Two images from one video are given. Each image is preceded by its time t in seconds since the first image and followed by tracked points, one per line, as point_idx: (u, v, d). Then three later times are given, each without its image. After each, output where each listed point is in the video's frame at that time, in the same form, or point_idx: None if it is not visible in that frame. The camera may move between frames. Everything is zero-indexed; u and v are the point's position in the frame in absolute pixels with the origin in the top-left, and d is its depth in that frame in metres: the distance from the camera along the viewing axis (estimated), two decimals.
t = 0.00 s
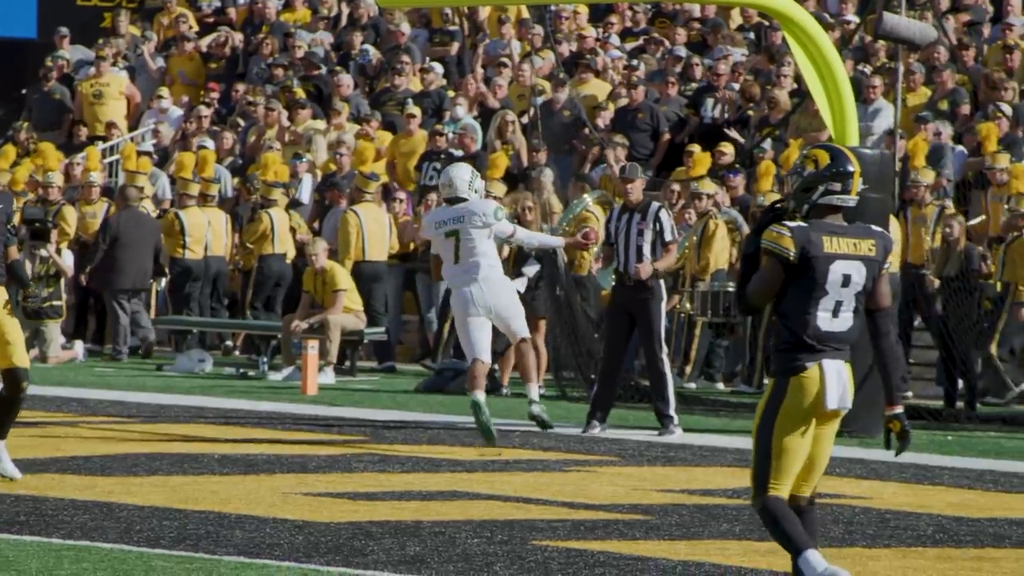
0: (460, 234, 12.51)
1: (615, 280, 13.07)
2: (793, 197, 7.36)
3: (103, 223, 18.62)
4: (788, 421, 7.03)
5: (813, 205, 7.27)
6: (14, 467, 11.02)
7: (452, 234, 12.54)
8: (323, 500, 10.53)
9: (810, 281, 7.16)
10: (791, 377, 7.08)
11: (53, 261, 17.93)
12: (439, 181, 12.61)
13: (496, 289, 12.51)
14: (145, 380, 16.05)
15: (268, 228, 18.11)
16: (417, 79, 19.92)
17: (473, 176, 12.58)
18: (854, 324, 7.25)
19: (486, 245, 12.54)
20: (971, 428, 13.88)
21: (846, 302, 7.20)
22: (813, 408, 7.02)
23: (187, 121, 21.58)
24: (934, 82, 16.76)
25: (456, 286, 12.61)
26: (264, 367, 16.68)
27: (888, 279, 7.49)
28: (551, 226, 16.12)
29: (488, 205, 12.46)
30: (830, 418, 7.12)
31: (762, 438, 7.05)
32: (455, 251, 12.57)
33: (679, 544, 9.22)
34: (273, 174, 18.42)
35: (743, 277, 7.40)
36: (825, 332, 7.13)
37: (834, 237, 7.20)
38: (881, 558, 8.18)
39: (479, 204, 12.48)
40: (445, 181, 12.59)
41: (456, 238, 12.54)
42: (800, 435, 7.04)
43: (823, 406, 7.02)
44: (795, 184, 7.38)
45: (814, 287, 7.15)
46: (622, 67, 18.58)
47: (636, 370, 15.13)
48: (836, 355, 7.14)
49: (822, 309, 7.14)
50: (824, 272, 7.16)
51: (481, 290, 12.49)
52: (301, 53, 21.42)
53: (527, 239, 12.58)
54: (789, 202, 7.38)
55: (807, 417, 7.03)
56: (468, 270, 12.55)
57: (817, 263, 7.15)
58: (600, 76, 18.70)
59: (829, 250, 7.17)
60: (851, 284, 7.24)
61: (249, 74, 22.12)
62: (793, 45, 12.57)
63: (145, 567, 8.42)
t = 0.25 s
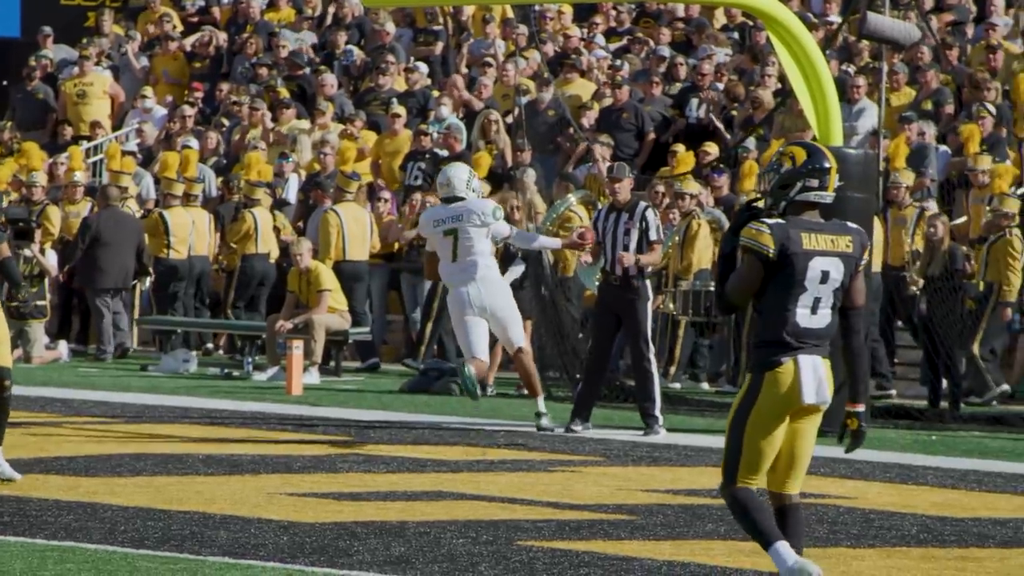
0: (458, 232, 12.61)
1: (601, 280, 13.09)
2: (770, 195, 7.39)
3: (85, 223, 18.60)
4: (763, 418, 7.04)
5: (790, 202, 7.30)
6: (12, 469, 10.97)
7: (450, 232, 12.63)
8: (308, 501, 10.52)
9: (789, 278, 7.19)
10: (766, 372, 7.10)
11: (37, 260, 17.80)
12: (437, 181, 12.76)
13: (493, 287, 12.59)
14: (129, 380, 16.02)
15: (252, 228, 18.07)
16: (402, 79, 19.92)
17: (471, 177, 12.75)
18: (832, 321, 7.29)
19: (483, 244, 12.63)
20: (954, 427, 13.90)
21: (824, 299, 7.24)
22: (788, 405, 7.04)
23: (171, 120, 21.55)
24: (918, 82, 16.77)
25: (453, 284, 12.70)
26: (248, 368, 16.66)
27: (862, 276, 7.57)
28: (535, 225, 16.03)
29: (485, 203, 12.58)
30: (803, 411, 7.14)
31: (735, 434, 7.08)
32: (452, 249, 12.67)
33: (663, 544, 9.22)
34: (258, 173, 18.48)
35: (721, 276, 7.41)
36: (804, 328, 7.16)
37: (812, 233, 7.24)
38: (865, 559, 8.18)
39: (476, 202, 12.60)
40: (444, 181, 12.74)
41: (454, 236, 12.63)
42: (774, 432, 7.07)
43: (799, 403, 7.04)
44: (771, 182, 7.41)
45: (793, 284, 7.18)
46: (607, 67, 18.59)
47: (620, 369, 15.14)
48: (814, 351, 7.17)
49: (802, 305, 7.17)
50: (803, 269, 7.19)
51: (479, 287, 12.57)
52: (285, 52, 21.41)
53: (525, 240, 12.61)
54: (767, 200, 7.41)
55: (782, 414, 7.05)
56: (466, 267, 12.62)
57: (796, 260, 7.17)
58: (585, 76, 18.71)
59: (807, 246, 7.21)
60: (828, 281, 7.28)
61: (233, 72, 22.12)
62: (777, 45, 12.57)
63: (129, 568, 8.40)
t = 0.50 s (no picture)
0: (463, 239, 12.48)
1: (591, 284, 13.09)
2: (751, 196, 7.44)
3: (70, 226, 18.52)
4: (739, 419, 7.13)
5: (772, 202, 7.36)
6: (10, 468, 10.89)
7: (455, 239, 12.49)
8: (297, 504, 10.51)
9: (772, 278, 7.25)
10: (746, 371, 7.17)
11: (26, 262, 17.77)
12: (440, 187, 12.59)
13: (497, 294, 12.50)
14: (118, 384, 16.00)
15: (240, 231, 18.08)
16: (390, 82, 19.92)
17: (474, 184, 12.62)
18: (815, 321, 7.35)
19: (487, 251, 12.52)
20: (943, 431, 13.91)
21: (807, 299, 7.29)
22: (765, 404, 7.11)
23: (160, 124, 21.54)
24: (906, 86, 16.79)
25: (456, 290, 12.55)
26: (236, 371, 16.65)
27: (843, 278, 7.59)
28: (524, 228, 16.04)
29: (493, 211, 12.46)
30: (785, 411, 7.18)
31: (713, 437, 7.18)
32: (457, 256, 12.52)
33: (653, 547, 9.22)
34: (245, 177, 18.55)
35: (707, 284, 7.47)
36: (787, 328, 7.22)
37: (794, 234, 7.31)
38: (854, 562, 8.18)
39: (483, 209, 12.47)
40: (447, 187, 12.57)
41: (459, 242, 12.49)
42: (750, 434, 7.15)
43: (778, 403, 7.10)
44: (752, 183, 7.45)
45: (776, 284, 7.24)
46: (595, 70, 18.58)
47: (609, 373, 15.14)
48: (797, 351, 7.23)
49: (784, 305, 7.22)
50: (785, 269, 7.26)
51: (484, 295, 12.48)
52: (273, 55, 21.41)
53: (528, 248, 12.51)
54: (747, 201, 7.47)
55: (760, 414, 7.12)
56: (471, 274, 12.50)
57: (779, 259, 7.25)
58: (574, 79, 18.71)
59: (790, 246, 7.28)
60: (811, 281, 7.34)
61: (221, 76, 22.09)
62: (765, 48, 12.58)
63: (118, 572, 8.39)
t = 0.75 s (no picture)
0: (472, 250, 12.43)
1: (585, 287, 13.10)
2: (737, 199, 7.51)
3: (59, 231, 18.44)
4: (720, 421, 7.19)
5: (757, 205, 7.42)
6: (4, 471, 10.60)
7: (463, 250, 12.45)
8: (290, 508, 10.51)
9: (758, 279, 7.29)
10: (729, 373, 7.23)
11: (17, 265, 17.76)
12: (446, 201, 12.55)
13: (504, 305, 12.45)
14: (110, 388, 15.99)
15: (231, 234, 18.07)
16: (383, 86, 19.92)
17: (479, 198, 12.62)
18: (801, 323, 7.38)
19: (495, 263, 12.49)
20: (935, 435, 13.91)
21: (792, 301, 7.33)
22: (746, 405, 7.15)
23: (152, 128, 21.54)
24: (898, 90, 16.82)
25: (463, 301, 12.48)
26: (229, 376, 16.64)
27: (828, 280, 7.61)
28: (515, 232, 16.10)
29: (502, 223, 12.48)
30: (771, 412, 7.21)
31: (696, 439, 7.26)
32: (465, 267, 12.47)
33: (645, 551, 9.22)
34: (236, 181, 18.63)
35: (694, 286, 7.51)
36: (773, 330, 7.27)
37: (780, 236, 7.35)
38: (846, 566, 8.19)
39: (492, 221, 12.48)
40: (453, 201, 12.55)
41: (468, 254, 12.45)
42: (733, 436, 7.19)
43: (759, 402, 7.14)
44: (737, 186, 7.53)
45: (761, 286, 7.28)
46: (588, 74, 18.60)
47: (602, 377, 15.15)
48: (782, 352, 7.27)
49: (769, 307, 7.27)
50: (771, 271, 7.30)
51: (493, 305, 12.41)
52: (266, 59, 21.41)
53: (531, 256, 12.61)
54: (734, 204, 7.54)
55: (742, 414, 7.17)
56: (479, 284, 12.44)
57: (765, 261, 7.28)
58: (568, 83, 18.71)
59: (775, 248, 7.31)
60: (797, 283, 7.37)
61: (214, 80, 22.10)
62: (757, 52, 12.60)
63: None
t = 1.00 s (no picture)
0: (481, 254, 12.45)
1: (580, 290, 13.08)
2: (726, 201, 7.54)
3: (51, 234, 18.50)
4: (706, 423, 7.21)
5: (746, 207, 7.45)
6: None
7: (472, 254, 12.46)
8: (284, 511, 10.50)
9: (745, 281, 7.29)
10: (716, 374, 7.24)
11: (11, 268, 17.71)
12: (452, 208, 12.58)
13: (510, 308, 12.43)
14: (104, 391, 15.98)
15: (224, 236, 18.01)
16: (378, 88, 19.91)
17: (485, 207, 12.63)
18: (788, 324, 7.38)
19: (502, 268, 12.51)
20: (930, 438, 13.92)
21: (780, 303, 7.33)
22: (732, 405, 7.16)
23: (147, 131, 21.54)
24: (892, 93, 16.82)
25: (468, 304, 12.46)
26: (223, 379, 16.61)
27: (816, 283, 7.62)
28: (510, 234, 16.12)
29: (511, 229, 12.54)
30: (758, 413, 7.19)
31: (686, 441, 7.28)
32: (472, 270, 12.46)
33: (640, 554, 9.22)
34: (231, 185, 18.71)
35: (683, 291, 7.52)
36: (759, 332, 7.27)
37: (768, 238, 7.36)
38: (840, 569, 8.18)
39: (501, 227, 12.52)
40: (460, 208, 12.57)
41: (477, 257, 12.46)
42: (721, 437, 7.20)
43: (744, 402, 7.13)
44: (726, 189, 7.56)
45: (749, 288, 7.28)
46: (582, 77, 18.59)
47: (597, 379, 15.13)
48: (768, 354, 7.27)
49: (757, 309, 7.27)
50: (758, 272, 7.30)
51: (500, 308, 12.39)
52: (260, 62, 21.41)
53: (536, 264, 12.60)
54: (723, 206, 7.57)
55: (728, 415, 7.17)
56: (485, 287, 12.42)
57: (752, 263, 7.29)
58: (562, 86, 18.69)
59: (763, 250, 7.32)
60: (784, 284, 7.37)
61: (208, 83, 22.10)
62: (751, 53, 12.58)
63: None
